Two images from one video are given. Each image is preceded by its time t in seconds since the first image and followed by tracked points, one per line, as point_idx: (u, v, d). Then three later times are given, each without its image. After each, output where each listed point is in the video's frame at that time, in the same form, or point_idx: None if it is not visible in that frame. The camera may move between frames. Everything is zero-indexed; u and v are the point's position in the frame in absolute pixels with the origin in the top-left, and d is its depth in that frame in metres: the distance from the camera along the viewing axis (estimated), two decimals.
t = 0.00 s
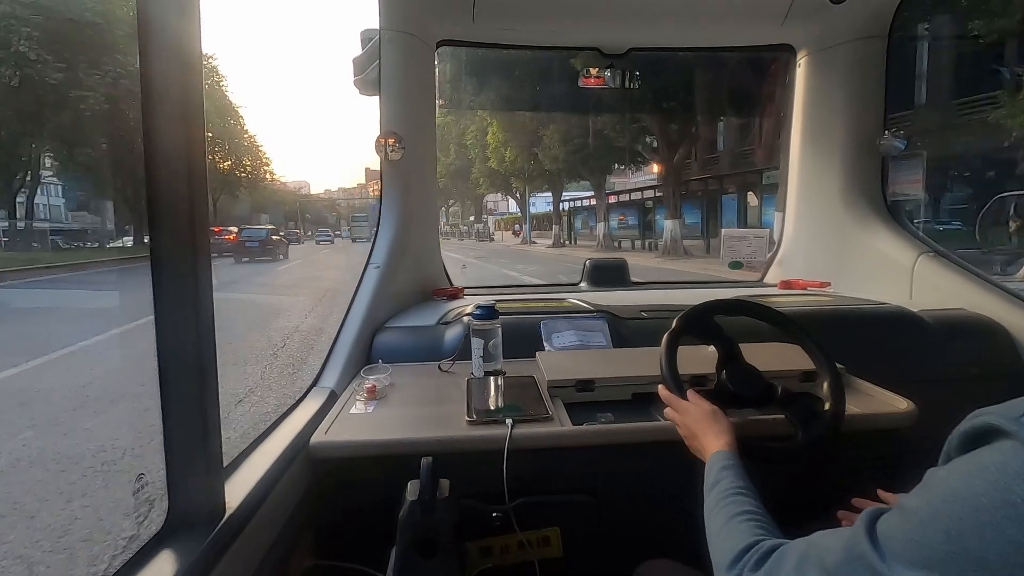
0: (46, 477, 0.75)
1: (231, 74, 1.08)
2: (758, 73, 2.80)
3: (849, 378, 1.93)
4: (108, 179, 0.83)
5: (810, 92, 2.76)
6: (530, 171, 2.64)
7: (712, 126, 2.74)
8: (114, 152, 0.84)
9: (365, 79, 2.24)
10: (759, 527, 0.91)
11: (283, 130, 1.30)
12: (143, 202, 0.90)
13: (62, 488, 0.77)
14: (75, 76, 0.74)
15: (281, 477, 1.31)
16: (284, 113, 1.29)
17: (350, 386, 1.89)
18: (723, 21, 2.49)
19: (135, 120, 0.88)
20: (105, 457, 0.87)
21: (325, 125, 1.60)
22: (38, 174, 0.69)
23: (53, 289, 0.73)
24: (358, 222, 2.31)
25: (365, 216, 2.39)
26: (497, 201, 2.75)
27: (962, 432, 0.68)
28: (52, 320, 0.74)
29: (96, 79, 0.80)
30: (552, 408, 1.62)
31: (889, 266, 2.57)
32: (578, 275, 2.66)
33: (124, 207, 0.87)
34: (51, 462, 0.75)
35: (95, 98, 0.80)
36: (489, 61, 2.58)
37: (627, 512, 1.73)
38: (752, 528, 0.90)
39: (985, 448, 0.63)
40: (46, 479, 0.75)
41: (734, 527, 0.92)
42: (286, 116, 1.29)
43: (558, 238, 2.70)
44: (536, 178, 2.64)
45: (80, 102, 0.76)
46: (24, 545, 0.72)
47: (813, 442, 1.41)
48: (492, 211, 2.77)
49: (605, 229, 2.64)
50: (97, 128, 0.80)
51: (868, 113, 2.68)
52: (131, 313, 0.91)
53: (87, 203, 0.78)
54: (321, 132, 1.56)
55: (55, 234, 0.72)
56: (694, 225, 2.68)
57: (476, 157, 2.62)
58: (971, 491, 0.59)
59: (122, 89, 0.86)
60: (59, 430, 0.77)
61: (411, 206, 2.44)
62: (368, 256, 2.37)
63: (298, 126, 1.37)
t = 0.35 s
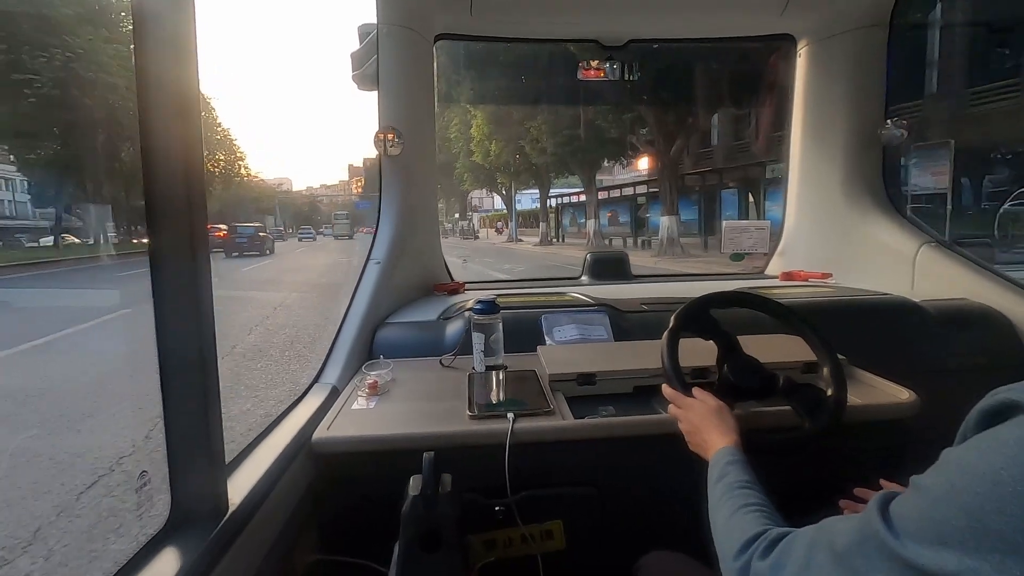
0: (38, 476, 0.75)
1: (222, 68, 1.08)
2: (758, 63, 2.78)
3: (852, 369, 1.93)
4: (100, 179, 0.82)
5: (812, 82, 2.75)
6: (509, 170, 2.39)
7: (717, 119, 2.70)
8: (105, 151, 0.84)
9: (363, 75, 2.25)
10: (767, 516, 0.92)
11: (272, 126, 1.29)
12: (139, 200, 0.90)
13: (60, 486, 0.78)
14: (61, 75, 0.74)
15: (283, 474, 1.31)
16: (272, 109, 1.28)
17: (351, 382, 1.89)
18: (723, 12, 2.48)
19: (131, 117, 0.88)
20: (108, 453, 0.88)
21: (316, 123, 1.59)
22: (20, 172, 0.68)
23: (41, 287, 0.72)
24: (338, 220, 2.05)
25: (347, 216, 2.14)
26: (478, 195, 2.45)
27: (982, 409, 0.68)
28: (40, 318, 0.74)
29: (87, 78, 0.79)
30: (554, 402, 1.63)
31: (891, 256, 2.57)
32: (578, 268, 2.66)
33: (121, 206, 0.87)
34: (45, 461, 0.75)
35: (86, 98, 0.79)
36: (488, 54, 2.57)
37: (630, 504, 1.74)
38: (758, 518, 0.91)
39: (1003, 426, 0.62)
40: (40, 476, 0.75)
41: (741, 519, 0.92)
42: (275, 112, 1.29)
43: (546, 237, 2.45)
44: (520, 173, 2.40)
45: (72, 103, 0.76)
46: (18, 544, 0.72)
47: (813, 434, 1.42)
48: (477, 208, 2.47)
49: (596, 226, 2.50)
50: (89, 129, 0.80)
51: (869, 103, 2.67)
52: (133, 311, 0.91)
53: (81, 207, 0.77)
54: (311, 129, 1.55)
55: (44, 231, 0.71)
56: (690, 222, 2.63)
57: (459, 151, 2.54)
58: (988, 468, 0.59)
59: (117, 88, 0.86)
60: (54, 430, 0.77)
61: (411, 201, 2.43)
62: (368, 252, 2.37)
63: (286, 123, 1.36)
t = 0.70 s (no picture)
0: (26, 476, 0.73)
1: (239, 67, 1.08)
2: (764, 69, 2.78)
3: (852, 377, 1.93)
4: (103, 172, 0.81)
5: (817, 90, 2.74)
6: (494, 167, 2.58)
7: (714, 117, 2.69)
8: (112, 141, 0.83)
9: (368, 71, 2.24)
10: (759, 563, 0.92)
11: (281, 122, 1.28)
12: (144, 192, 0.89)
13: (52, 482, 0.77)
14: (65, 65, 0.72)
15: (281, 470, 1.30)
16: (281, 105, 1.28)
17: (351, 379, 1.89)
18: (730, 17, 2.48)
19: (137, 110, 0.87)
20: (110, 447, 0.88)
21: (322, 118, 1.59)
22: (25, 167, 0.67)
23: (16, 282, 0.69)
24: (321, 216, 1.81)
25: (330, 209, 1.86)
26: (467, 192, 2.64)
27: (967, 444, 0.71)
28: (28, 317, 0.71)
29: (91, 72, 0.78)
30: (553, 404, 1.62)
31: (893, 264, 2.57)
32: (579, 270, 2.66)
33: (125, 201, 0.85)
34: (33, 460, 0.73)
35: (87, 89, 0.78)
36: (495, 54, 2.56)
37: (629, 507, 1.73)
38: (751, 565, 0.91)
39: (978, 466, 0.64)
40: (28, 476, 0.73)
41: (732, 565, 0.93)
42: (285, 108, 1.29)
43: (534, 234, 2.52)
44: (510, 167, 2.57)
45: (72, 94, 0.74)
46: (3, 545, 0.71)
47: (819, 442, 1.42)
48: (464, 204, 2.63)
49: (588, 224, 2.43)
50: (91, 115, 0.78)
51: (874, 111, 2.67)
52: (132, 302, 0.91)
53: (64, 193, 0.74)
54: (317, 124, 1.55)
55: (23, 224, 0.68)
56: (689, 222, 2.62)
57: (445, 143, 2.55)
58: (976, 510, 0.60)
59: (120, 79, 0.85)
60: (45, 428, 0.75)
61: (414, 200, 2.43)
62: (370, 249, 2.37)
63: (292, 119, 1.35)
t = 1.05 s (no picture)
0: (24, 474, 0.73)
1: (271, 73, 1.09)
2: (790, 72, 2.75)
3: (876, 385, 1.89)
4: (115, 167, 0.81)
5: (844, 93, 2.70)
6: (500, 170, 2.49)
7: (737, 119, 2.66)
8: (127, 138, 0.84)
9: (392, 73, 2.26)
10: None
11: (308, 127, 1.30)
12: (167, 193, 0.89)
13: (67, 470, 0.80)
14: (49, 51, 0.70)
15: (302, 464, 1.32)
16: (308, 110, 1.29)
17: (371, 376, 1.91)
18: (757, 18, 2.45)
19: (165, 113, 0.88)
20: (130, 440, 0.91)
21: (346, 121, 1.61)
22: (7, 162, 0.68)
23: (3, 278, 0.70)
24: (326, 216, 1.66)
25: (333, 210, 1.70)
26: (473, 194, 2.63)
27: (1010, 460, 0.80)
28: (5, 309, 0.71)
29: (94, 69, 0.77)
30: (571, 406, 1.62)
31: (922, 271, 2.52)
32: (599, 273, 2.65)
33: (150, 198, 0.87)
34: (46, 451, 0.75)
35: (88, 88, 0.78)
36: (518, 56, 2.57)
37: (645, 511, 1.72)
38: None
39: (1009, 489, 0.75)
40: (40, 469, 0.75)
41: None
42: (311, 114, 1.31)
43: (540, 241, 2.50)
44: (517, 171, 2.46)
45: (60, 86, 0.73)
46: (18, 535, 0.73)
47: (844, 448, 1.40)
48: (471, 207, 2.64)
49: (600, 229, 2.47)
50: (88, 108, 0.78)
51: (903, 115, 2.62)
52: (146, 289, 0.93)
53: (49, 184, 0.72)
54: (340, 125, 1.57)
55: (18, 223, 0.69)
56: (711, 228, 2.62)
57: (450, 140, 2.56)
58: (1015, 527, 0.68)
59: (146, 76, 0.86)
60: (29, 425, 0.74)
61: (435, 200, 2.45)
62: (391, 249, 2.39)
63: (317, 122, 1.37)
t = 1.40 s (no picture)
0: None
1: (280, 73, 1.11)
2: (803, 74, 2.73)
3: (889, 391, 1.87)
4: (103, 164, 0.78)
5: (857, 96, 2.68)
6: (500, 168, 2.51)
7: (749, 118, 2.64)
8: (114, 134, 0.80)
9: (402, 75, 2.30)
10: None
11: (314, 125, 1.32)
12: (184, 194, 0.90)
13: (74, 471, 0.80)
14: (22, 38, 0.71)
15: (310, 465, 1.32)
16: (315, 108, 1.31)
17: (379, 377, 1.92)
18: (770, 20, 2.44)
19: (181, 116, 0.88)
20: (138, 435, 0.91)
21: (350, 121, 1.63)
22: None
23: None
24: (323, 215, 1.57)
25: (328, 210, 1.59)
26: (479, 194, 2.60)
27: None
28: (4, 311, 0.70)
29: (67, 59, 0.74)
30: (579, 408, 1.62)
31: (936, 275, 2.49)
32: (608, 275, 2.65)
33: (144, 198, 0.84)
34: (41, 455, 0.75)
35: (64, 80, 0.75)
36: (529, 57, 2.57)
37: (654, 517, 1.69)
38: None
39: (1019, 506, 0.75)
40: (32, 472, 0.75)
41: None
42: (317, 112, 1.32)
43: (539, 242, 2.51)
44: (513, 169, 2.47)
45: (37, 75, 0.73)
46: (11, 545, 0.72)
47: (856, 455, 1.38)
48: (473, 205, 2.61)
49: (604, 230, 2.53)
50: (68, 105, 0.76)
51: (917, 117, 2.60)
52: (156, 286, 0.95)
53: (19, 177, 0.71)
54: (345, 128, 1.58)
55: None
56: (728, 230, 2.58)
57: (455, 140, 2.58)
58: None
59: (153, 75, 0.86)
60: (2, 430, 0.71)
61: (445, 201, 2.46)
62: (400, 250, 2.39)
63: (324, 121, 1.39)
